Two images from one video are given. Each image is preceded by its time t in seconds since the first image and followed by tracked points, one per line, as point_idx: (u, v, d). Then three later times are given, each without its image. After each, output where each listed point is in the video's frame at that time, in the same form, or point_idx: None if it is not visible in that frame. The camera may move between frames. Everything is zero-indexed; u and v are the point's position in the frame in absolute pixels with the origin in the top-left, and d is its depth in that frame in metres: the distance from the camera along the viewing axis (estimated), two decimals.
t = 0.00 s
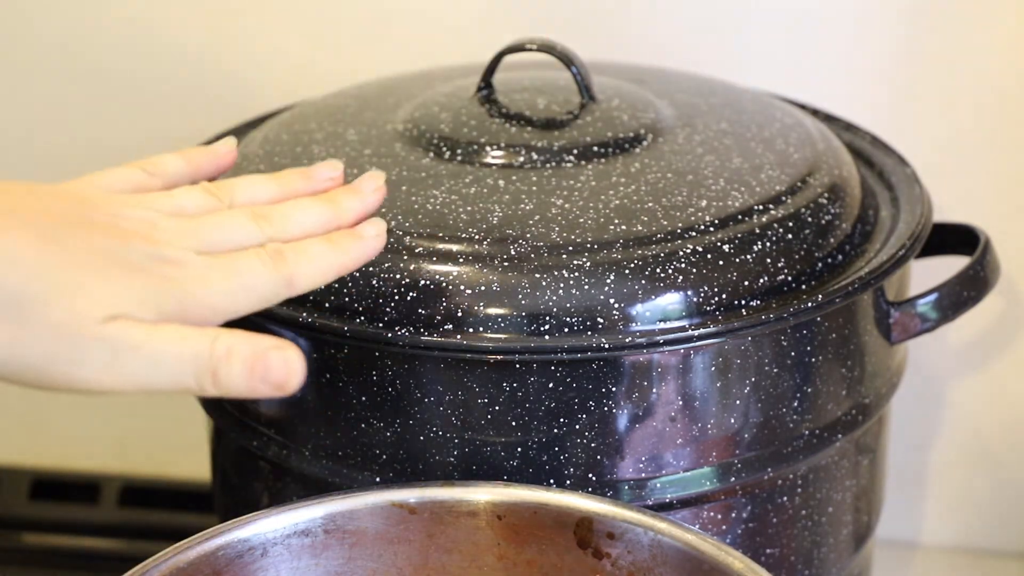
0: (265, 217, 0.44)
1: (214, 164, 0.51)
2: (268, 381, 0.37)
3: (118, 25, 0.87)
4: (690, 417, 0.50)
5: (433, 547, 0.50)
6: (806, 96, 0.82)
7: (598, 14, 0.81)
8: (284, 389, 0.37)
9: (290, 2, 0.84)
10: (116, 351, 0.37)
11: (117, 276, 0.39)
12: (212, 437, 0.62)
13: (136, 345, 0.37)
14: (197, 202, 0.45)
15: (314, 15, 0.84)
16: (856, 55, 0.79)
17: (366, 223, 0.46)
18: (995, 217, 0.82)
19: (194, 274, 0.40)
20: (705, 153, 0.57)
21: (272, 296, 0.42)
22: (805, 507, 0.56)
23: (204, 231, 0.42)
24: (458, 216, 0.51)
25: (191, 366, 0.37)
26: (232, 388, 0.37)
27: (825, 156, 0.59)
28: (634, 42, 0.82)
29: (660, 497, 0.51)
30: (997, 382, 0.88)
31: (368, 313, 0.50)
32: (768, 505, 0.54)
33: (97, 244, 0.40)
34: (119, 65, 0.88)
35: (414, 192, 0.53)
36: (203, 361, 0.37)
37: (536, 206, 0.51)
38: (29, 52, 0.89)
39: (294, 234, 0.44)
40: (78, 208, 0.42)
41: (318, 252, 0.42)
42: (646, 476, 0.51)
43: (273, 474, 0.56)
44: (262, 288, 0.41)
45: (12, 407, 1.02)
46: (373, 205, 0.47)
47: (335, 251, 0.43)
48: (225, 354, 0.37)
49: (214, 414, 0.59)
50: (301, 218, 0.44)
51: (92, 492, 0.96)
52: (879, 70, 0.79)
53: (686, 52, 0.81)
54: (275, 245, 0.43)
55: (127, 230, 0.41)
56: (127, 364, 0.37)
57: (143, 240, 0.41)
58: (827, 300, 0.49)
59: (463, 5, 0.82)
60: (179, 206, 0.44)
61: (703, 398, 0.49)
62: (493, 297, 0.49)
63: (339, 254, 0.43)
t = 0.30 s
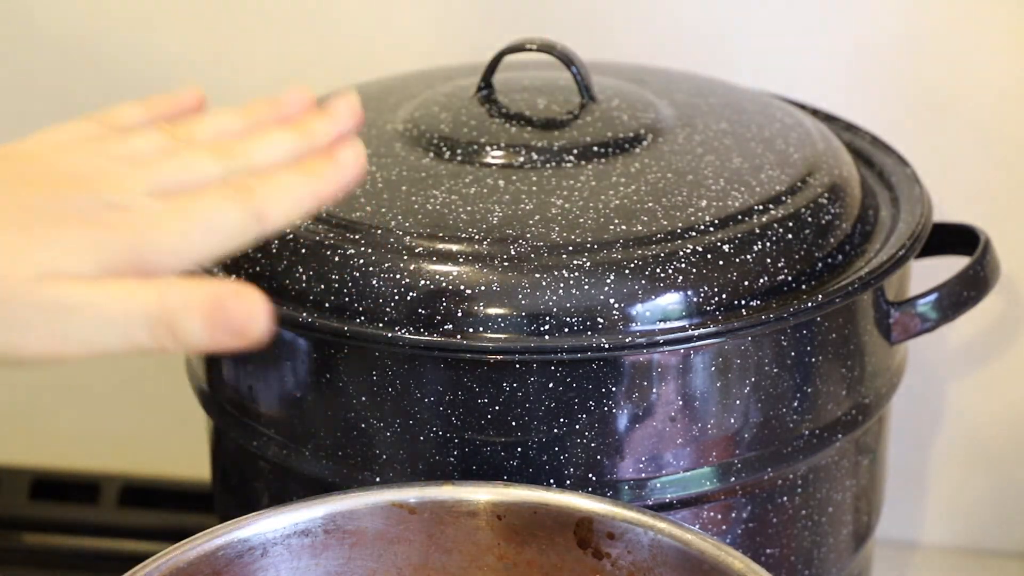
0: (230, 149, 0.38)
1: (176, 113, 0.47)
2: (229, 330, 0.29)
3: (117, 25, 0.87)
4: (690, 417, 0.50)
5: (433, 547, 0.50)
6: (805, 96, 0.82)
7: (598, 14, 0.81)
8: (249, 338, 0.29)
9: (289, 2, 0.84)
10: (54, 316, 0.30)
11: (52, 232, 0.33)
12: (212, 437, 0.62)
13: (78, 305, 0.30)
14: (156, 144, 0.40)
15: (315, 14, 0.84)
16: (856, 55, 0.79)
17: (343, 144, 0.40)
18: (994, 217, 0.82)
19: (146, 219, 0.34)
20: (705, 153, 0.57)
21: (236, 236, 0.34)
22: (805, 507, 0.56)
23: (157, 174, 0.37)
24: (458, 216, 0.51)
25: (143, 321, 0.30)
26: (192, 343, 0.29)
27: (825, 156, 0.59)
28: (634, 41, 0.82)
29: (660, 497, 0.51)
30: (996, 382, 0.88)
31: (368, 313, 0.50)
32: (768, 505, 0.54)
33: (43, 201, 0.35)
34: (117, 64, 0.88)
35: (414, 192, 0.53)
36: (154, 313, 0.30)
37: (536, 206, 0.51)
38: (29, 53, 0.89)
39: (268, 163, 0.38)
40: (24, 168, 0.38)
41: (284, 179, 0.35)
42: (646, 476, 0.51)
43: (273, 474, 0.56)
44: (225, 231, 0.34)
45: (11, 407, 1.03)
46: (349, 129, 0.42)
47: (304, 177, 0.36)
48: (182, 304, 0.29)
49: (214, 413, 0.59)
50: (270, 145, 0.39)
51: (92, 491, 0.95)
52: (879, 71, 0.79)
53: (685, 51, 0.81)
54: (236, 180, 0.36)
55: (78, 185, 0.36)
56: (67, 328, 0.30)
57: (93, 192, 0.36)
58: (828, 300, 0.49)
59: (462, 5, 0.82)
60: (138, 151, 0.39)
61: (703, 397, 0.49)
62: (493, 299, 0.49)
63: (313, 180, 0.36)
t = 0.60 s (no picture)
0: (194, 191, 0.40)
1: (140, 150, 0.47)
2: (202, 361, 0.31)
3: (116, 25, 0.87)
4: (690, 417, 0.50)
5: (432, 547, 0.50)
6: (805, 96, 0.82)
7: (598, 14, 0.81)
8: (221, 367, 0.31)
9: (289, 3, 0.84)
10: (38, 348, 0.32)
11: (36, 268, 0.35)
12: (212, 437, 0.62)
13: (55, 336, 0.32)
14: (118, 185, 0.40)
15: (314, 14, 0.84)
16: (855, 55, 0.79)
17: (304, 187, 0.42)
18: (995, 217, 0.82)
19: (120, 257, 0.35)
20: (704, 153, 0.57)
21: (206, 271, 0.37)
22: (805, 507, 0.56)
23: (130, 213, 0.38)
24: (458, 216, 0.51)
25: (117, 355, 0.32)
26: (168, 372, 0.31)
27: (825, 156, 0.59)
28: (634, 41, 0.82)
29: (660, 497, 0.51)
30: (996, 382, 0.88)
31: (368, 313, 0.50)
32: (768, 505, 0.54)
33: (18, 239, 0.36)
34: (116, 65, 0.88)
35: (414, 193, 0.53)
36: (130, 348, 0.32)
37: (536, 207, 0.51)
38: (28, 52, 0.88)
39: (230, 203, 0.40)
40: None
41: (248, 224, 0.37)
42: (646, 476, 0.51)
43: (273, 474, 0.56)
44: (198, 265, 0.36)
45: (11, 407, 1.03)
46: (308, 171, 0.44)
47: (268, 221, 0.38)
48: (154, 338, 0.31)
49: (214, 413, 0.59)
50: (233, 186, 0.41)
51: (93, 491, 0.95)
52: (879, 70, 0.79)
53: (685, 51, 0.81)
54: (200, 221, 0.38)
55: (49, 221, 0.38)
56: (47, 360, 0.32)
57: (63, 232, 0.37)
58: (827, 300, 0.49)
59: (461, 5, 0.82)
60: (99, 193, 0.40)
61: (703, 397, 0.49)
62: (494, 298, 0.49)
63: (272, 221, 0.38)
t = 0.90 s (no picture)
0: (144, 230, 0.42)
1: (83, 195, 0.49)
2: (168, 394, 0.33)
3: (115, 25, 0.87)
4: (690, 417, 0.50)
5: (433, 546, 0.50)
6: (804, 96, 0.82)
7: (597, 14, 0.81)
8: (185, 399, 0.33)
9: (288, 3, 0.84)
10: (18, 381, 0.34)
11: None
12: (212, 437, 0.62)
13: (27, 368, 0.34)
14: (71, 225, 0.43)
15: (313, 15, 0.84)
16: (855, 55, 0.79)
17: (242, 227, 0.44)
18: (995, 217, 0.82)
19: (80, 293, 0.37)
20: (704, 153, 0.57)
21: (159, 305, 0.38)
22: (805, 507, 0.56)
23: (85, 251, 0.40)
24: (458, 216, 0.51)
25: (87, 385, 0.34)
26: (133, 404, 0.33)
27: (825, 155, 0.59)
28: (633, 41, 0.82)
29: (661, 497, 0.51)
30: (996, 382, 0.88)
31: (368, 313, 0.50)
32: (768, 505, 0.54)
33: None
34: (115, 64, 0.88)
35: (414, 192, 0.53)
36: (99, 379, 0.34)
37: (536, 206, 0.51)
38: (27, 52, 0.88)
39: (178, 241, 0.42)
40: None
41: (196, 258, 0.39)
42: (646, 476, 0.51)
43: (273, 474, 0.56)
44: (148, 302, 0.38)
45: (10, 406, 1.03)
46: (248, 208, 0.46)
47: (213, 254, 0.39)
48: (121, 368, 0.33)
49: (214, 413, 0.59)
50: (180, 225, 0.42)
51: (93, 491, 0.95)
52: (878, 70, 0.79)
53: (684, 51, 0.81)
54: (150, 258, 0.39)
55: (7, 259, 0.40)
56: (24, 391, 0.34)
57: (32, 273, 0.39)
58: (827, 300, 0.49)
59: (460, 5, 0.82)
60: (53, 233, 0.42)
61: (703, 397, 0.49)
62: (493, 299, 0.49)
63: (218, 255, 0.40)
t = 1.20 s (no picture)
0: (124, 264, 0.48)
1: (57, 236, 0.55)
2: (147, 417, 0.36)
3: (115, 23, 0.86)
4: (690, 417, 0.50)
5: (433, 546, 0.50)
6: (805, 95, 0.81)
7: (596, 14, 0.81)
8: (164, 421, 0.36)
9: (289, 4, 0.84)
10: None
11: None
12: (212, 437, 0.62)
13: (8, 395, 0.38)
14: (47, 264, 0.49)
15: (313, 15, 0.84)
16: (855, 54, 0.79)
17: (217, 255, 0.51)
18: (995, 217, 0.82)
19: (59, 321, 0.42)
20: (704, 153, 0.57)
21: (137, 331, 0.44)
22: (805, 507, 0.56)
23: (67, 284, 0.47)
24: (458, 216, 0.51)
25: (67, 409, 0.37)
26: (114, 428, 0.36)
27: (825, 155, 0.59)
28: (632, 42, 0.82)
29: (660, 497, 0.51)
30: (996, 382, 0.88)
31: (368, 313, 0.50)
32: (768, 505, 0.54)
33: None
34: (115, 64, 0.88)
35: (414, 192, 0.53)
36: (77, 403, 0.37)
37: (536, 207, 0.51)
38: (26, 51, 0.88)
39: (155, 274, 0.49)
40: None
41: (175, 283, 0.46)
42: (646, 476, 0.51)
43: (273, 474, 0.56)
44: (129, 326, 0.43)
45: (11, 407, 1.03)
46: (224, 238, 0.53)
47: (189, 284, 0.46)
48: (100, 393, 0.37)
49: (214, 414, 0.59)
50: (158, 259, 0.49)
51: (92, 491, 0.95)
52: (879, 70, 0.79)
53: (683, 52, 0.81)
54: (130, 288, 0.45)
55: None
56: (1, 418, 0.37)
57: (10, 299, 0.44)
58: (827, 300, 0.49)
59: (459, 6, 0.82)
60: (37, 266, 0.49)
61: (703, 397, 0.49)
62: (492, 299, 0.49)
63: (193, 287, 0.46)
